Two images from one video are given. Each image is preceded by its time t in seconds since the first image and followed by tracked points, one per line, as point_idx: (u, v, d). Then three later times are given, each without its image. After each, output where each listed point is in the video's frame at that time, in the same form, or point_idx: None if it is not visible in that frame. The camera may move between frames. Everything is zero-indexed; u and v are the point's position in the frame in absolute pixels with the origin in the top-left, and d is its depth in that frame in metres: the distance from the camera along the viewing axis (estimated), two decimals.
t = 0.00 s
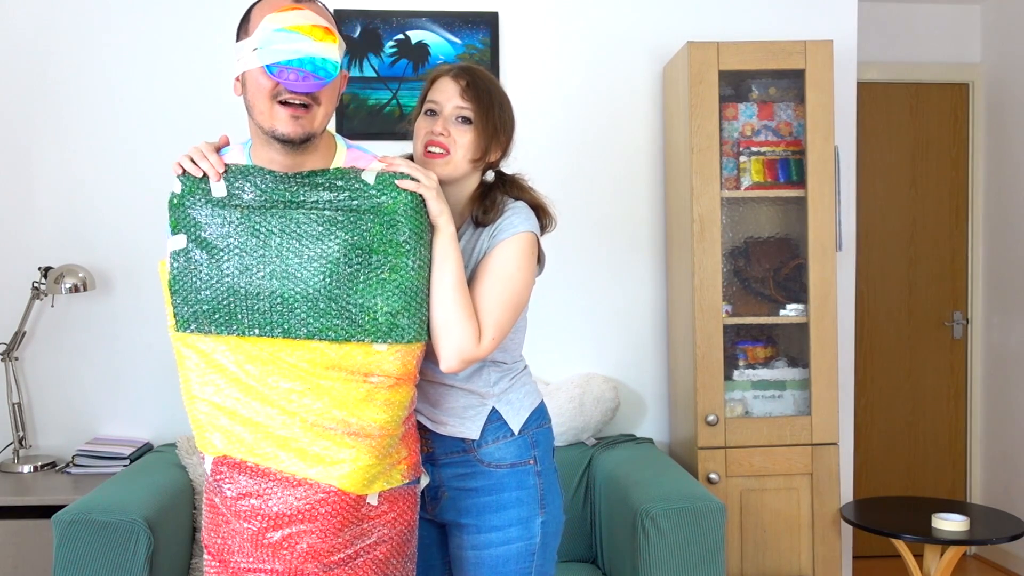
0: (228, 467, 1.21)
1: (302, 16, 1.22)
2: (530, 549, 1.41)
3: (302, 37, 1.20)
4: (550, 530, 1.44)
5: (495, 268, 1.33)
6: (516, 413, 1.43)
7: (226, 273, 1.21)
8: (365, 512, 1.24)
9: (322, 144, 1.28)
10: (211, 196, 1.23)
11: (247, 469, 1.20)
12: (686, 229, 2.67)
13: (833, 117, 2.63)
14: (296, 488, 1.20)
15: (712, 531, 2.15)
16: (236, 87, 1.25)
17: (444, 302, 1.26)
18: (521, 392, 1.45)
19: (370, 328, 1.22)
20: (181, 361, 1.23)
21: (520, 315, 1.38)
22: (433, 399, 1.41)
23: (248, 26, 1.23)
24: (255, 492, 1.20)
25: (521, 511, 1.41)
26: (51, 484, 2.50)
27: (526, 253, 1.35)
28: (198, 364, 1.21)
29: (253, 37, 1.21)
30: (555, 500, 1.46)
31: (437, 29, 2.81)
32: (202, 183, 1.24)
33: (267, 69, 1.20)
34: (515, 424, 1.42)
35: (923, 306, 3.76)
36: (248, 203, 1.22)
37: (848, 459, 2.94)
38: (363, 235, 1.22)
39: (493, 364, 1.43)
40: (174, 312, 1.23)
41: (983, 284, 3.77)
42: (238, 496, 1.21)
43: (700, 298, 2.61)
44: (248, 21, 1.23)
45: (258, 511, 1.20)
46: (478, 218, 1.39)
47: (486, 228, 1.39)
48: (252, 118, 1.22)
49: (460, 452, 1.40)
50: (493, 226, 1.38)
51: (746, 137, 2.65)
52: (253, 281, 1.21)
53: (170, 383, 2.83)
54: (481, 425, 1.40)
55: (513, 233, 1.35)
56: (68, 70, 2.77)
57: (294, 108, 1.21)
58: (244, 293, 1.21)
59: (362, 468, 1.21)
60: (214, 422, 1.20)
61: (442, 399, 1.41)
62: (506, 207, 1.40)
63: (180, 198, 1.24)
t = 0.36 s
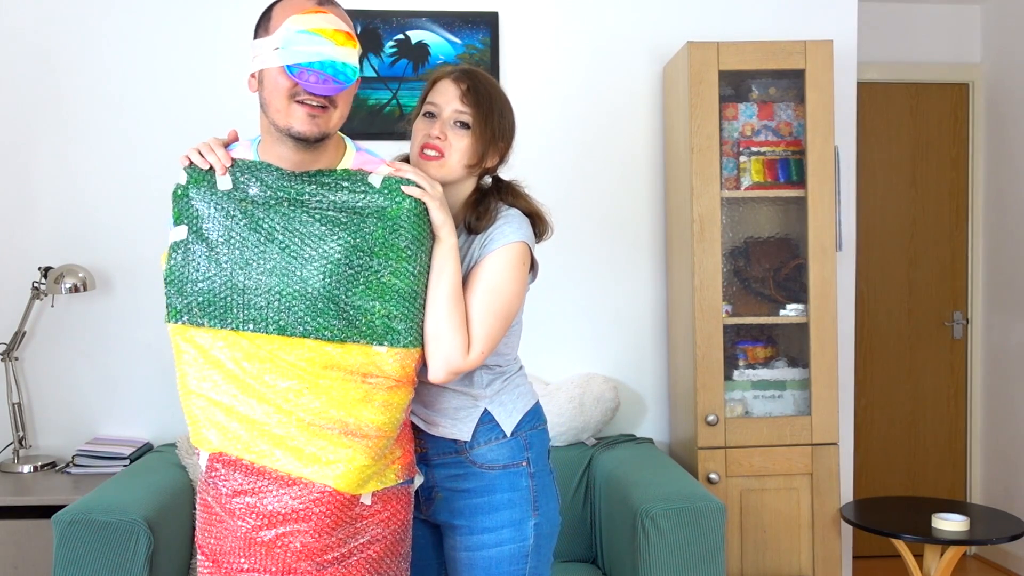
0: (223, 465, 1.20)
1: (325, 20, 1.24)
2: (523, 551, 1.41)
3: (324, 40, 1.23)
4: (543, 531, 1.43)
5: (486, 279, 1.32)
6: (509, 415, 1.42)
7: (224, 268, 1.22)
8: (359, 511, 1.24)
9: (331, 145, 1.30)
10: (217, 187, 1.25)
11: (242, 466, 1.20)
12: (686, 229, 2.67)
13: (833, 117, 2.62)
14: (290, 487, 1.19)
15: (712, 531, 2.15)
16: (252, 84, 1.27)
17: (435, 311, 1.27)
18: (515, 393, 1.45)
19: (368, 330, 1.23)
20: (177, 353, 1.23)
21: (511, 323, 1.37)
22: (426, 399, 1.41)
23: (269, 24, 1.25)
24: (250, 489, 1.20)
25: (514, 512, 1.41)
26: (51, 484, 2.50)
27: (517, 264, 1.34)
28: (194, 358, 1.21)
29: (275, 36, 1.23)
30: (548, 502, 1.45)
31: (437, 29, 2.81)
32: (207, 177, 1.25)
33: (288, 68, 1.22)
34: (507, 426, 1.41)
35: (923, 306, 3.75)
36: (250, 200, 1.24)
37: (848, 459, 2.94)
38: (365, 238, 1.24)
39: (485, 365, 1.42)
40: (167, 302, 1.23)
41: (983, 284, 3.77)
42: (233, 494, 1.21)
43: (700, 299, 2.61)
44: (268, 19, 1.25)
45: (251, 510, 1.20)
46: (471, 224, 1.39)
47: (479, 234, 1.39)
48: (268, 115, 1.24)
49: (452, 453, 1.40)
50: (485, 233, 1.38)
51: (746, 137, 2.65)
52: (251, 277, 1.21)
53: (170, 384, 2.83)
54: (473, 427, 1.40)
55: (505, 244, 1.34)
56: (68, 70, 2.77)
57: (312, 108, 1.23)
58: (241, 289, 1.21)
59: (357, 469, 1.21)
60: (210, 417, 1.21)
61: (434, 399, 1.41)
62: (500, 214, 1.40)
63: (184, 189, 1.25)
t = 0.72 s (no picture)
0: (225, 465, 1.21)
1: (337, 27, 1.23)
2: (524, 550, 1.41)
3: (336, 49, 1.22)
4: (545, 530, 1.43)
5: (489, 280, 1.32)
6: (509, 414, 1.42)
7: (229, 268, 1.22)
8: (360, 510, 1.24)
9: (339, 149, 1.30)
10: (223, 187, 1.24)
11: (244, 465, 1.20)
12: (686, 229, 2.67)
13: (833, 117, 2.62)
14: (293, 487, 1.20)
15: (712, 532, 2.15)
16: (262, 88, 1.27)
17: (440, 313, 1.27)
18: (516, 393, 1.44)
19: (373, 332, 1.23)
20: (181, 353, 1.23)
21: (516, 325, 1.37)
22: (427, 399, 1.40)
23: (280, 30, 1.24)
24: (252, 489, 1.20)
25: (515, 511, 1.41)
26: (51, 484, 2.50)
27: (522, 267, 1.34)
28: (199, 358, 1.21)
29: (287, 42, 1.22)
30: (549, 501, 1.45)
31: (437, 29, 2.81)
32: (214, 177, 1.25)
33: (300, 78, 1.22)
34: (507, 425, 1.41)
35: (923, 306, 3.76)
36: (257, 200, 1.24)
37: (848, 459, 2.94)
38: (371, 240, 1.24)
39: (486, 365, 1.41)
40: (172, 302, 1.23)
41: (983, 283, 3.77)
42: (234, 494, 1.21)
43: (700, 298, 2.61)
44: (279, 24, 1.25)
45: (253, 509, 1.20)
46: (478, 228, 1.39)
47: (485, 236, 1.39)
48: (278, 121, 1.24)
49: (453, 453, 1.40)
50: (491, 235, 1.38)
51: (746, 137, 2.65)
52: (257, 277, 1.21)
53: (171, 384, 2.83)
54: (473, 427, 1.40)
55: (508, 247, 1.34)
56: (68, 70, 2.77)
57: (322, 116, 1.23)
58: (246, 289, 1.21)
59: (360, 468, 1.22)
60: (214, 417, 1.20)
61: (435, 400, 1.40)
62: (503, 215, 1.40)
63: (190, 189, 1.25)
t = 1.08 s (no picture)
0: (226, 463, 1.21)
1: (342, 31, 1.23)
2: (517, 552, 1.41)
3: (341, 53, 1.22)
4: (538, 532, 1.43)
5: (489, 286, 1.32)
6: (504, 415, 1.42)
7: (232, 268, 1.22)
8: (362, 508, 1.25)
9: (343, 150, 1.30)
10: (226, 187, 1.24)
11: (246, 463, 1.20)
12: (686, 229, 2.67)
13: (833, 117, 2.63)
14: (295, 485, 1.20)
15: (712, 532, 2.16)
16: (268, 89, 1.27)
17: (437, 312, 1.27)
18: (512, 395, 1.44)
19: (375, 332, 1.23)
20: (183, 352, 1.23)
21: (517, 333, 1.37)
22: (426, 400, 1.41)
23: (287, 32, 1.24)
24: (254, 488, 1.20)
25: (507, 513, 1.40)
26: (51, 484, 2.50)
27: (526, 274, 1.34)
28: (202, 357, 1.21)
29: (293, 45, 1.22)
30: (543, 503, 1.45)
31: (437, 29, 2.81)
32: (217, 178, 1.25)
33: (305, 81, 1.22)
34: (501, 427, 1.41)
35: (923, 306, 3.75)
36: (259, 200, 1.24)
37: (848, 459, 2.94)
38: (373, 241, 1.24)
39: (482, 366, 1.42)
40: (174, 302, 1.23)
41: (983, 284, 3.77)
42: (236, 492, 1.21)
43: (700, 298, 2.61)
44: (285, 27, 1.25)
45: (255, 507, 1.20)
46: (483, 232, 1.39)
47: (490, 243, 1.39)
48: (282, 123, 1.24)
49: (447, 453, 1.40)
50: (496, 242, 1.38)
51: (746, 137, 2.65)
52: (259, 276, 1.22)
53: (171, 384, 2.83)
54: (467, 427, 1.40)
55: (509, 254, 1.34)
56: (68, 70, 2.78)
57: (326, 118, 1.23)
58: (248, 289, 1.21)
59: (362, 467, 1.22)
60: (216, 415, 1.21)
61: (433, 400, 1.41)
62: (510, 225, 1.39)
63: (193, 188, 1.25)
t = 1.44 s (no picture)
0: (227, 453, 1.21)
1: (305, 19, 1.22)
2: (518, 551, 1.41)
3: (305, 41, 1.22)
4: (539, 532, 1.43)
5: (486, 278, 1.31)
6: (505, 415, 1.42)
7: (229, 258, 1.23)
8: (362, 501, 1.24)
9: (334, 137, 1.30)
10: (224, 180, 1.26)
11: (246, 453, 1.21)
12: (686, 229, 2.67)
13: (833, 117, 2.63)
14: (295, 476, 1.20)
15: (711, 532, 2.16)
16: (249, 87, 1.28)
17: (430, 298, 1.27)
18: (513, 394, 1.44)
19: (371, 320, 1.24)
20: (183, 344, 1.24)
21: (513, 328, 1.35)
22: (427, 398, 1.42)
23: (256, 29, 1.25)
24: (255, 479, 1.20)
25: (508, 513, 1.40)
26: (51, 484, 2.50)
27: (525, 267, 1.33)
28: (200, 347, 1.22)
29: (260, 41, 1.22)
30: (545, 503, 1.45)
31: (437, 29, 2.81)
32: (215, 171, 1.27)
33: (274, 73, 1.21)
34: (503, 427, 1.41)
35: (923, 306, 3.76)
36: (257, 191, 1.25)
37: (848, 459, 2.94)
38: (367, 229, 1.25)
39: (484, 365, 1.42)
40: (173, 293, 1.24)
41: (983, 283, 3.77)
42: (238, 484, 1.21)
43: (700, 298, 2.61)
44: (256, 24, 1.25)
45: (256, 499, 1.20)
46: (484, 226, 1.39)
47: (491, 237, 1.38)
48: (263, 117, 1.25)
49: (448, 451, 1.41)
50: (496, 235, 1.37)
51: (746, 137, 2.65)
52: (255, 265, 1.22)
53: (171, 385, 2.83)
54: (468, 426, 1.40)
55: (507, 248, 1.33)
56: (67, 70, 2.77)
57: (302, 107, 1.23)
58: (246, 278, 1.22)
59: (359, 456, 1.21)
60: (215, 406, 1.21)
61: (434, 398, 1.41)
62: (508, 220, 1.39)
63: (192, 181, 1.26)
